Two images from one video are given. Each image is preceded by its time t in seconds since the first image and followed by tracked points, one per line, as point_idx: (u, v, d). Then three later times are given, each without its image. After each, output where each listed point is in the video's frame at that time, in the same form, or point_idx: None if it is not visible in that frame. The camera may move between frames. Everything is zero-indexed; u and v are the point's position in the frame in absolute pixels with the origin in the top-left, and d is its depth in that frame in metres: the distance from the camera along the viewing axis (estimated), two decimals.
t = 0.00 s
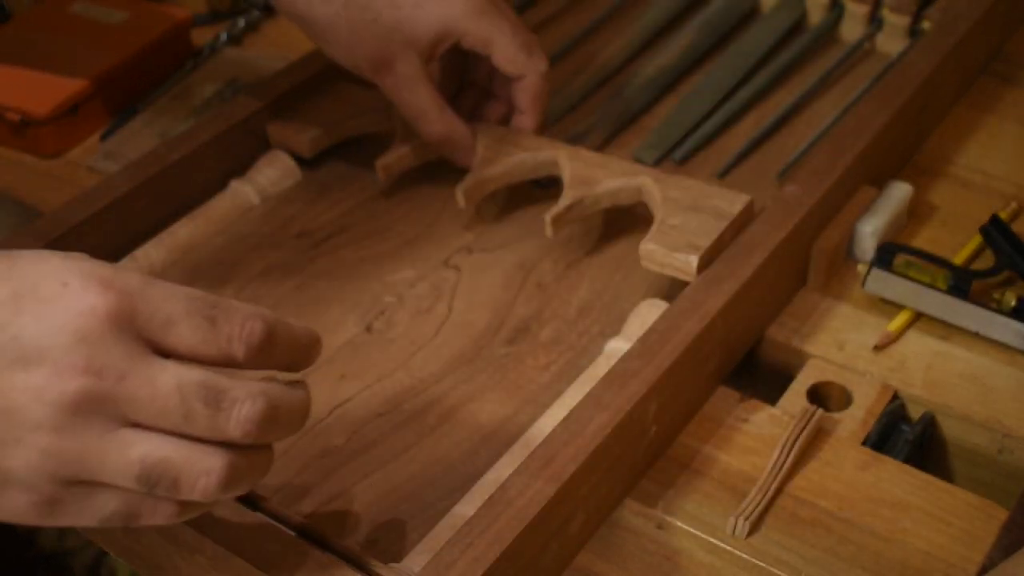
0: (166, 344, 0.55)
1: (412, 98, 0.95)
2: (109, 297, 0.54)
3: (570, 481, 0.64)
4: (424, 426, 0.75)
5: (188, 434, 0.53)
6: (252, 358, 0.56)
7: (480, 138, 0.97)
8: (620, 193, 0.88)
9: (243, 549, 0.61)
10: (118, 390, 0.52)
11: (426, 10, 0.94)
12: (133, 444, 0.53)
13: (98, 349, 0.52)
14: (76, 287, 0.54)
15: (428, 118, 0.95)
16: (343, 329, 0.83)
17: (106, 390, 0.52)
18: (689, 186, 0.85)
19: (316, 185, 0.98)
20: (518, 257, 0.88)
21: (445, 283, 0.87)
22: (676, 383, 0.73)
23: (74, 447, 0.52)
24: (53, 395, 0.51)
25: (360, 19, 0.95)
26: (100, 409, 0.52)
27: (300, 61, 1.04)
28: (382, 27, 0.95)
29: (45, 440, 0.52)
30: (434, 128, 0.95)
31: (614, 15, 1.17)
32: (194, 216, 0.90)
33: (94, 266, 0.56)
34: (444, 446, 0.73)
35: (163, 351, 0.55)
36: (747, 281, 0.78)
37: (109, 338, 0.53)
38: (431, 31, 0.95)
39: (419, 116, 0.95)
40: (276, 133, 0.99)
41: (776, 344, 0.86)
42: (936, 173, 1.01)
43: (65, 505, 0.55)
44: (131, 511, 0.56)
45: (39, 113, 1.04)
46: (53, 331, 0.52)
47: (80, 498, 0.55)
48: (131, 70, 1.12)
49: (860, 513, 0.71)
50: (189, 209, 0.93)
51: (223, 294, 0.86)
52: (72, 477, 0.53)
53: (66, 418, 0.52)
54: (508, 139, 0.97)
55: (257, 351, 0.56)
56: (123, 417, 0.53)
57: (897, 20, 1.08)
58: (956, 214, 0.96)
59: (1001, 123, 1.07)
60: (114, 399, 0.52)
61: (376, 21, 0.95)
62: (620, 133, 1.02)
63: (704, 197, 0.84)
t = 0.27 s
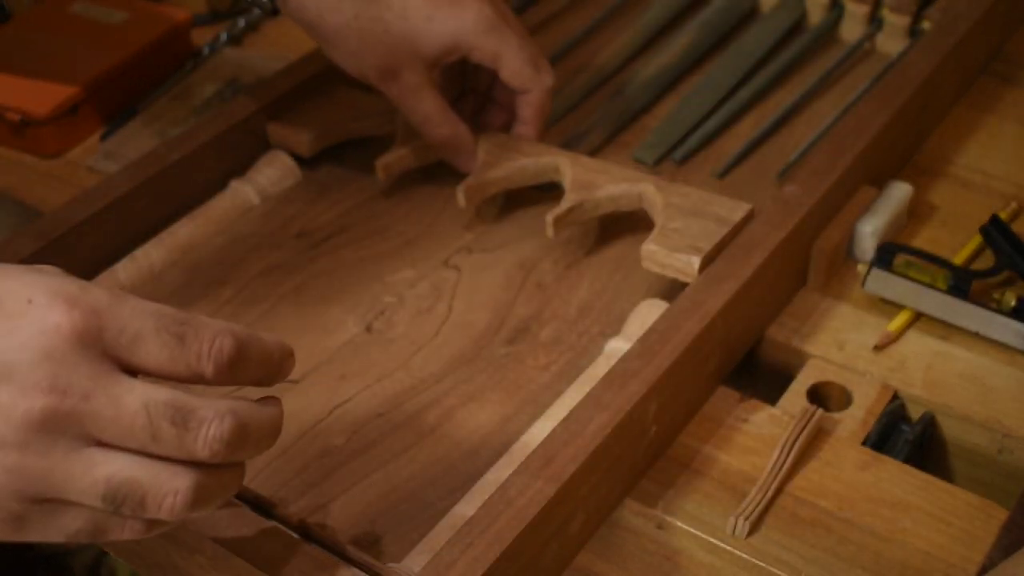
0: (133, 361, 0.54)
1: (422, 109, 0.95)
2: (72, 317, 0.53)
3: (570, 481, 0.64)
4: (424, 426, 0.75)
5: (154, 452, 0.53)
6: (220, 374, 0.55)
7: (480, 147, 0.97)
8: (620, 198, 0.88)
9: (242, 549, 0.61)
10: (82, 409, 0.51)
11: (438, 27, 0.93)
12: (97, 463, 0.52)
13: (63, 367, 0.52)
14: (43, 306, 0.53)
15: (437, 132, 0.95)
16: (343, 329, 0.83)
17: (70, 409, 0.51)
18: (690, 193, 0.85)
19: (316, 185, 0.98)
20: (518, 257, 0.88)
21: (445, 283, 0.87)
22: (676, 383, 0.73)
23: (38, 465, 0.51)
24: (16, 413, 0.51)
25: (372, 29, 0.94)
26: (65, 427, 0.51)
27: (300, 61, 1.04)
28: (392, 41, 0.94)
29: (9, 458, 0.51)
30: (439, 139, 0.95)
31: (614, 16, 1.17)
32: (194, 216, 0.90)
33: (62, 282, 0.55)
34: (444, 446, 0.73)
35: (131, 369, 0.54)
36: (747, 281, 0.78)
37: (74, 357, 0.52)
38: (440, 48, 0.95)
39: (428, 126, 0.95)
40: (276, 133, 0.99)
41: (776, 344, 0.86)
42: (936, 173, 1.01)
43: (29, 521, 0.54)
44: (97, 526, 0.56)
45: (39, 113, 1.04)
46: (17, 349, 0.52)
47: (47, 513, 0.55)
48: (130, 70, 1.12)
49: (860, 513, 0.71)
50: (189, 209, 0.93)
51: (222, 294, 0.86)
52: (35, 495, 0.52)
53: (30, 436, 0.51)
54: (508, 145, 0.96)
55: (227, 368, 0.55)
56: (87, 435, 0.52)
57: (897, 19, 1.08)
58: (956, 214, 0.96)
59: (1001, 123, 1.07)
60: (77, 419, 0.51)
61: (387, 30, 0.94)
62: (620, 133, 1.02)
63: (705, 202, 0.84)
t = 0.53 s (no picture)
0: (165, 329, 0.52)
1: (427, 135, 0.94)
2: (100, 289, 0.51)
3: (570, 481, 0.64)
4: (424, 425, 0.75)
5: (191, 420, 0.51)
6: (252, 343, 0.54)
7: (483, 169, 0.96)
8: (621, 229, 0.88)
9: (241, 549, 0.60)
10: (117, 379, 0.50)
11: (446, 60, 0.91)
12: (133, 431, 0.50)
13: (96, 338, 0.50)
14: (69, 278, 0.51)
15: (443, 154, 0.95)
16: (343, 329, 0.83)
17: (105, 381, 0.49)
18: (689, 231, 0.85)
19: (316, 185, 0.98)
20: (518, 257, 0.88)
21: (445, 282, 0.87)
22: (676, 383, 0.73)
23: (75, 437, 0.50)
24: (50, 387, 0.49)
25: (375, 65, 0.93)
26: (104, 397, 0.50)
27: (300, 61, 1.04)
28: (398, 75, 0.93)
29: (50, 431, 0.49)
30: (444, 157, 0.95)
31: (614, 16, 1.17)
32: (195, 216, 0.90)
33: (94, 256, 0.53)
34: (444, 446, 0.73)
35: (163, 338, 0.52)
36: (747, 282, 0.78)
37: (105, 328, 0.50)
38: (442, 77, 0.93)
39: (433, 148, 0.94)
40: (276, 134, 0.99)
41: (776, 344, 0.86)
42: (936, 173, 1.01)
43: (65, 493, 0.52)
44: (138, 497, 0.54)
45: (40, 114, 1.04)
46: (46, 322, 0.50)
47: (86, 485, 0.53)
48: (131, 70, 1.12)
49: (860, 513, 0.71)
50: (189, 211, 0.93)
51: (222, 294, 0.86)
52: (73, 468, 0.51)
53: (69, 406, 0.49)
54: (511, 163, 0.96)
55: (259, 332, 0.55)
56: (124, 405, 0.50)
57: (897, 19, 1.07)
58: (956, 214, 0.96)
59: (1001, 123, 1.07)
60: (113, 389, 0.50)
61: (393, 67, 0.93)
62: (620, 133, 1.02)
63: (701, 241, 0.84)
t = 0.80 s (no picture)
0: (409, 220, 0.60)
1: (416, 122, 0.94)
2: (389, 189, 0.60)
3: (570, 481, 0.64)
4: (424, 425, 0.75)
5: (452, 299, 0.60)
6: (467, 239, 0.62)
7: (478, 170, 0.95)
8: (617, 234, 0.87)
9: (241, 548, 0.60)
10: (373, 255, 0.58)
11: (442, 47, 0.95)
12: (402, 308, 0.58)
13: (368, 222, 0.59)
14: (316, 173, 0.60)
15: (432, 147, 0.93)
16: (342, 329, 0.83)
17: (383, 259, 0.58)
18: (688, 235, 0.85)
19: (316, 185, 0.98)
20: (518, 257, 0.88)
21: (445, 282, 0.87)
22: (676, 383, 0.73)
23: (360, 315, 0.57)
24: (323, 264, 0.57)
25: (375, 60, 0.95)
26: (386, 274, 0.58)
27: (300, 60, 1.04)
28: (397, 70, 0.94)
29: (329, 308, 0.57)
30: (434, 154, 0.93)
31: (614, 16, 1.17)
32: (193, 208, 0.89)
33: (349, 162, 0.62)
34: (444, 446, 0.73)
35: (411, 223, 0.60)
36: (746, 282, 0.77)
37: (371, 213, 0.59)
38: (421, 48, 0.95)
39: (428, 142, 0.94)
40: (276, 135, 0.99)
41: (775, 344, 0.86)
42: (936, 173, 1.01)
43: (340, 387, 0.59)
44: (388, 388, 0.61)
45: (40, 114, 1.04)
46: (319, 210, 0.58)
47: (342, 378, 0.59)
48: (131, 70, 1.12)
49: (860, 513, 0.71)
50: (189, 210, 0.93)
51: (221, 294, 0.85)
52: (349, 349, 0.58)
53: (354, 279, 0.58)
54: (511, 163, 0.96)
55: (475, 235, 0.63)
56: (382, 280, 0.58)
57: (896, 19, 1.06)
58: (956, 214, 0.96)
59: (1001, 123, 1.07)
60: (382, 266, 0.58)
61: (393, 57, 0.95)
62: (620, 133, 1.02)
63: (701, 245, 0.84)
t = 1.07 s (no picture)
0: (595, 201, 0.75)
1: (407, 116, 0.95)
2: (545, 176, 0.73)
3: (570, 481, 0.64)
4: (424, 426, 0.75)
5: (633, 252, 0.69)
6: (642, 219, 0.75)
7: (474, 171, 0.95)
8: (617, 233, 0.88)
9: (240, 548, 0.60)
10: (567, 221, 0.69)
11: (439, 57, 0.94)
12: (592, 262, 0.67)
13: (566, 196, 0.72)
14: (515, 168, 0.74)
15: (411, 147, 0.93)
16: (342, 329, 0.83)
17: (577, 224, 0.70)
18: (687, 234, 0.88)
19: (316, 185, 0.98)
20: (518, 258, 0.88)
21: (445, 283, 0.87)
22: (676, 383, 0.73)
23: (558, 262, 0.68)
24: (520, 227, 0.69)
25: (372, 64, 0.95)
26: (573, 234, 0.69)
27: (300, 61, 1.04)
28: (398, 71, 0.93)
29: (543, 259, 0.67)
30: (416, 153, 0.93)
31: (614, 16, 1.17)
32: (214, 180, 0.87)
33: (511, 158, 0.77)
34: (444, 445, 0.73)
35: (595, 202, 0.75)
36: (746, 282, 0.77)
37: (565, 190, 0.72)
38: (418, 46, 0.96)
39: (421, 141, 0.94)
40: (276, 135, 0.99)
41: (775, 344, 0.86)
42: (936, 173, 1.01)
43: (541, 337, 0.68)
44: (595, 340, 0.67)
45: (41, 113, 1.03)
46: (525, 185, 0.72)
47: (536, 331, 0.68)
48: (131, 71, 1.12)
49: (860, 513, 0.71)
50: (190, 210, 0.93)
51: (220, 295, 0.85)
52: (543, 299, 0.67)
53: (557, 234, 0.69)
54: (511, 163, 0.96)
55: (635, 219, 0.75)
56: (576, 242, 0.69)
57: (896, 19, 1.06)
58: (957, 214, 0.96)
59: (1001, 122, 1.07)
60: (572, 229, 0.69)
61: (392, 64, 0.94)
62: (619, 133, 1.02)
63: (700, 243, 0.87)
